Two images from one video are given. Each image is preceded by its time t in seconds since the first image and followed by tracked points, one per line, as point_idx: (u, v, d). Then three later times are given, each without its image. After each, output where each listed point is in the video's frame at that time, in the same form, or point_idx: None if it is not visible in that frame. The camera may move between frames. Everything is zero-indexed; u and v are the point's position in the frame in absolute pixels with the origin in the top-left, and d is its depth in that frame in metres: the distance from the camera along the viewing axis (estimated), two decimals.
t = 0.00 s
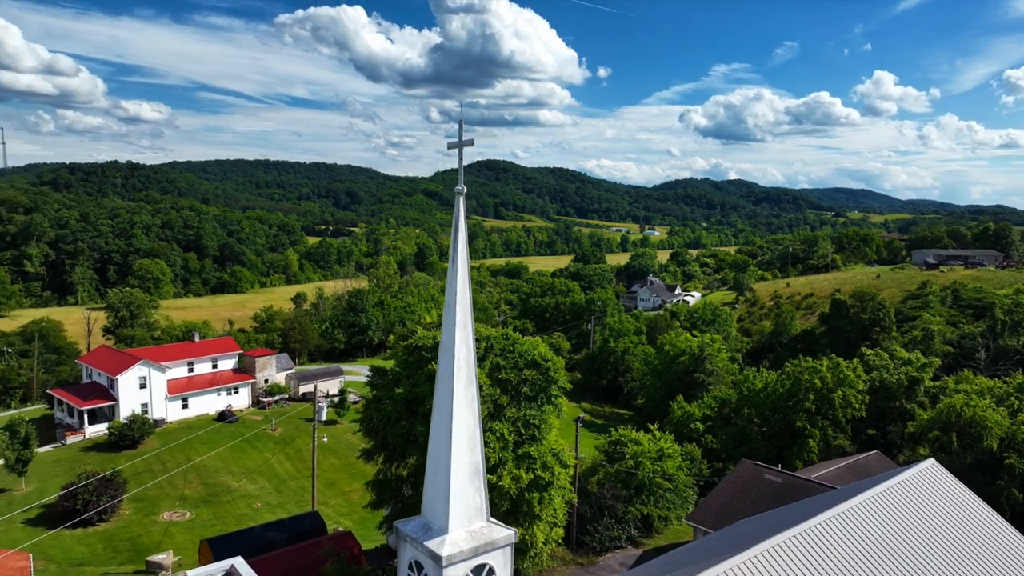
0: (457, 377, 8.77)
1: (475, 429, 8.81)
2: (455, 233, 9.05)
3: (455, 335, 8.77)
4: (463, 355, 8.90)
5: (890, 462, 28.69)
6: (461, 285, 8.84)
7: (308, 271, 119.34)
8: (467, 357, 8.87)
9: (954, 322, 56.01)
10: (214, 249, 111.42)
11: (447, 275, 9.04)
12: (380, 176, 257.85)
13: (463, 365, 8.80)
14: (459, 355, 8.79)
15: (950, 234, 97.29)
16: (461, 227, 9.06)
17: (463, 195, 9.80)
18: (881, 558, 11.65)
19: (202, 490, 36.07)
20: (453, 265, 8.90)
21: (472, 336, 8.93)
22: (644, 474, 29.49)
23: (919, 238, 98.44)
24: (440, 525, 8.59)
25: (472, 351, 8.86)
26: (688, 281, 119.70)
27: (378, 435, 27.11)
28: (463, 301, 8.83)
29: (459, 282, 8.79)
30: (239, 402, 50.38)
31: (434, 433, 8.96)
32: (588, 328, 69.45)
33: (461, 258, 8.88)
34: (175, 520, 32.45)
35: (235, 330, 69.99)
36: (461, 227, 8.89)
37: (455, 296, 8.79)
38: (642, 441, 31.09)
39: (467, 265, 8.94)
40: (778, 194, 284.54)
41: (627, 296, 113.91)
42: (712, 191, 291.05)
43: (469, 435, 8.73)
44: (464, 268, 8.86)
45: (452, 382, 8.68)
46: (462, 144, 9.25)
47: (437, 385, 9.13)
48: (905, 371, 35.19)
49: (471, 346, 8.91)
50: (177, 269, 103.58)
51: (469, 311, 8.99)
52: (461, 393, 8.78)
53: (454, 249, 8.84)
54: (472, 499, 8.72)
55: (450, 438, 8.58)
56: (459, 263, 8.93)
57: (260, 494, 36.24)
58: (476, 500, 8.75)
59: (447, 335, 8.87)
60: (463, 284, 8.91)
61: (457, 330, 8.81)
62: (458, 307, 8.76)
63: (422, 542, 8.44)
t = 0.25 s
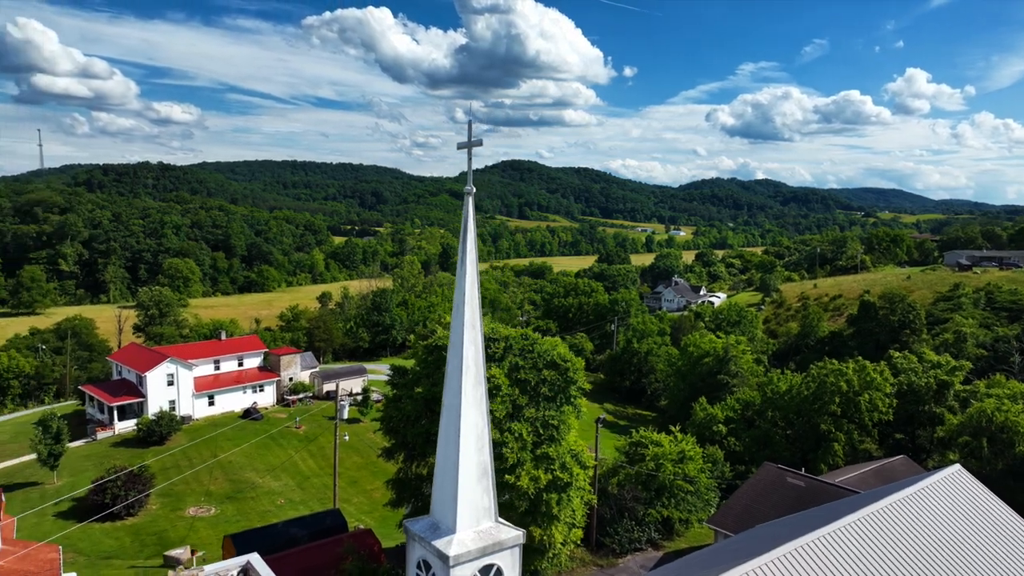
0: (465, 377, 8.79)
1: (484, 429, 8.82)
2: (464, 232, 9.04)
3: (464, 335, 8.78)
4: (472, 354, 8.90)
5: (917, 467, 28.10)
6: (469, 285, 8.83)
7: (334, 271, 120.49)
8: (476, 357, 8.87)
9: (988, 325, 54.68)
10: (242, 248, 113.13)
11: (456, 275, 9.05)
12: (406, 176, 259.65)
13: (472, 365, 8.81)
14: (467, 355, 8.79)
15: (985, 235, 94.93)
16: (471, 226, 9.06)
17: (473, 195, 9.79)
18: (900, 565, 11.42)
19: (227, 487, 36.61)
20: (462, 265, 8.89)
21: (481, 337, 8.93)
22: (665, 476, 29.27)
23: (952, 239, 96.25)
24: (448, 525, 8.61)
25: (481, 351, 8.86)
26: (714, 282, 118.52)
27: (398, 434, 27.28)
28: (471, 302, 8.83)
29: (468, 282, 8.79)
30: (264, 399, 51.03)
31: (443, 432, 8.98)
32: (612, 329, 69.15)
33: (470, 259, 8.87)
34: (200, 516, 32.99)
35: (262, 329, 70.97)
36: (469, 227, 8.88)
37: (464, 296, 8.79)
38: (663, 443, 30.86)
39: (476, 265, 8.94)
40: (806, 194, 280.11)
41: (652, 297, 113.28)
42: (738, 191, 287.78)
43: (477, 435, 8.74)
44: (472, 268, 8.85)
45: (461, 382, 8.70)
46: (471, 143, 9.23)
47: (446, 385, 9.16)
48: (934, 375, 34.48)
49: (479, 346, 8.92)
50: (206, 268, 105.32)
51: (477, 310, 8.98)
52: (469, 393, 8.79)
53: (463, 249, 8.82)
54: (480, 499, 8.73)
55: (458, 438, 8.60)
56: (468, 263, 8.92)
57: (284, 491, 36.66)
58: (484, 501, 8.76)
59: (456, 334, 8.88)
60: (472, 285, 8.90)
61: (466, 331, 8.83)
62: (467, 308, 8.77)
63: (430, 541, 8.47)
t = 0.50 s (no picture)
0: (475, 377, 8.81)
1: (494, 431, 8.84)
2: (474, 234, 9.06)
3: (474, 335, 8.82)
4: (481, 355, 8.94)
5: (947, 472, 27.46)
6: (479, 286, 8.85)
7: (360, 270, 121.60)
8: (486, 358, 8.89)
9: None
10: (270, 248, 114.74)
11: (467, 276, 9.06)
12: (431, 176, 261.29)
13: (482, 365, 8.83)
14: (477, 355, 8.82)
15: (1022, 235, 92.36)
16: (481, 228, 9.10)
17: (484, 195, 9.81)
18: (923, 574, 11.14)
19: (252, 483, 37.16)
20: (473, 266, 8.91)
21: (491, 337, 8.94)
22: (687, 478, 29.04)
23: (987, 239, 93.82)
24: (458, 525, 8.65)
25: (491, 352, 8.88)
26: (740, 283, 117.25)
27: (419, 433, 27.51)
28: (482, 302, 8.85)
29: (477, 283, 8.81)
30: (290, 398, 51.69)
31: (453, 432, 9.02)
32: (636, 330, 68.80)
33: (480, 260, 8.89)
34: (226, 512, 33.51)
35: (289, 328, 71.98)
36: (479, 228, 8.89)
37: (474, 297, 8.81)
38: (685, 445, 30.57)
39: (487, 266, 8.95)
40: (836, 194, 275.28)
41: (677, 297, 112.43)
42: (766, 191, 283.88)
43: (487, 435, 8.75)
44: (482, 269, 8.85)
45: (470, 382, 8.72)
46: (482, 144, 9.23)
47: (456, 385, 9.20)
48: (966, 379, 33.62)
49: (489, 347, 8.94)
50: (235, 267, 107.03)
51: (487, 311, 9.00)
52: (480, 393, 8.81)
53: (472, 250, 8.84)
54: (490, 500, 8.75)
55: (468, 438, 8.62)
56: (478, 263, 8.94)
57: (308, 489, 37.08)
58: (495, 501, 8.79)
59: (467, 334, 8.91)
60: (482, 285, 8.92)
61: (476, 331, 8.85)
62: (476, 309, 8.79)
63: (440, 541, 8.52)
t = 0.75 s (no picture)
0: (486, 378, 8.79)
1: (505, 431, 8.81)
2: (487, 234, 9.05)
3: (486, 336, 8.78)
4: (493, 356, 8.91)
5: (979, 478, 26.76)
6: (491, 286, 8.81)
7: (386, 270, 122.47)
8: (497, 358, 8.86)
9: None
10: (297, 248, 116.24)
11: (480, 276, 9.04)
12: (457, 176, 262.56)
13: (493, 366, 8.81)
14: (489, 355, 8.79)
15: None
16: (493, 228, 9.08)
17: (496, 195, 9.78)
18: None
19: (278, 480, 37.63)
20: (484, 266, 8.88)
21: (503, 337, 8.91)
22: (710, 481, 28.71)
23: None
24: (470, 526, 8.65)
25: (503, 352, 8.85)
26: (769, 284, 115.62)
27: (441, 433, 27.66)
28: (493, 302, 8.81)
29: (489, 283, 8.77)
30: (315, 396, 52.21)
31: (466, 432, 9.01)
32: (662, 331, 68.28)
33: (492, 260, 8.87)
34: (251, 508, 33.99)
35: (315, 326, 72.82)
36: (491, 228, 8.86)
37: (485, 297, 8.78)
38: (709, 447, 30.23)
39: (499, 266, 8.92)
40: (869, 193, 269.65)
41: (704, 298, 111.24)
42: (795, 190, 279.40)
43: (498, 436, 8.74)
44: (494, 268, 8.83)
45: (482, 382, 8.69)
46: (494, 143, 9.18)
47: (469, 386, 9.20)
48: (1000, 383, 32.67)
49: (501, 347, 8.90)
50: (264, 267, 108.65)
51: (499, 311, 8.97)
52: (491, 393, 8.79)
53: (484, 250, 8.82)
54: (501, 501, 8.72)
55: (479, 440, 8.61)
56: (489, 263, 8.91)
57: (332, 486, 37.43)
58: (506, 502, 8.76)
59: (479, 334, 8.89)
60: (494, 284, 8.87)
61: (487, 332, 8.82)
62: (488, 309, 8.76)
63: (451, 541, 8.53)
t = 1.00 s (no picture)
0: (499, 378, 8.79)
1: (518, 433, 8.81)
2: (500, 234, 9.06)
3: (498, 336, 8.79)
4: (506, 355, 8.89)
5: (1015, 485, 25.98)
6: (504, 285, 8.79)
7: (413, 269, 123.22)
8: (510, 358, 8.84)
9: None
10: (325, 247, 117.44)
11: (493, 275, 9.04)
12: (484, 176, 263.49)
13: (506, 365, 8.79)
14: (501, 355, 8.79)
15: None
16: (506, 228, 9.09)
17: (509, 195, 9.77)
18: None
19: (303, 477, 38.08)
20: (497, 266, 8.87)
21: (516, 337, 8.89)
22: (735, 484, 28.35)
23: None
24: (482, 526, 8.67)
25: (515, 352, 8.83)
26: (798, 286, 113.83)
27: (463, 432, 27.78)
28: (506, 302, 8.80)
29: (502, 283, 8.76)
30: (341, 394, 52.75)
31: (479, 433, 8.99)
32: (688, 331, 67.68)
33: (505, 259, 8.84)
34: (278, 505, 34.45)
35: (342, 325, 73.62)
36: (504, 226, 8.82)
37: (498, 296, 8.77)
38: (734, 451, 29.88)
39: (511, 266, 8.90)
40: (903, 192, 263.45)
41: (731, 299, 110.04)
42: (827, 190, 274.37)
43: (511, 436, 8.73)
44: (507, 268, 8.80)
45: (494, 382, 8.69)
46: (507, 144, 9.18)
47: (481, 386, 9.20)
48: None
49: (515, 346, 8.89)
50: (293, 267, 110.00)
51: (512, 311, 8.96)
52: (503, 393, 8.79)
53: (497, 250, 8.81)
54: (514, 501, 8.73)
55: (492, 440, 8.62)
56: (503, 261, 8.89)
57: (357, 484, 37.75)
58: (519, 503, 8.77)
59: (491, 334, 8.90)
60: (507, 283, 8.86)
61: (500, 332, 8.84)
62: (501, 308, 8.74)
63: (462, 541, 8.56)
